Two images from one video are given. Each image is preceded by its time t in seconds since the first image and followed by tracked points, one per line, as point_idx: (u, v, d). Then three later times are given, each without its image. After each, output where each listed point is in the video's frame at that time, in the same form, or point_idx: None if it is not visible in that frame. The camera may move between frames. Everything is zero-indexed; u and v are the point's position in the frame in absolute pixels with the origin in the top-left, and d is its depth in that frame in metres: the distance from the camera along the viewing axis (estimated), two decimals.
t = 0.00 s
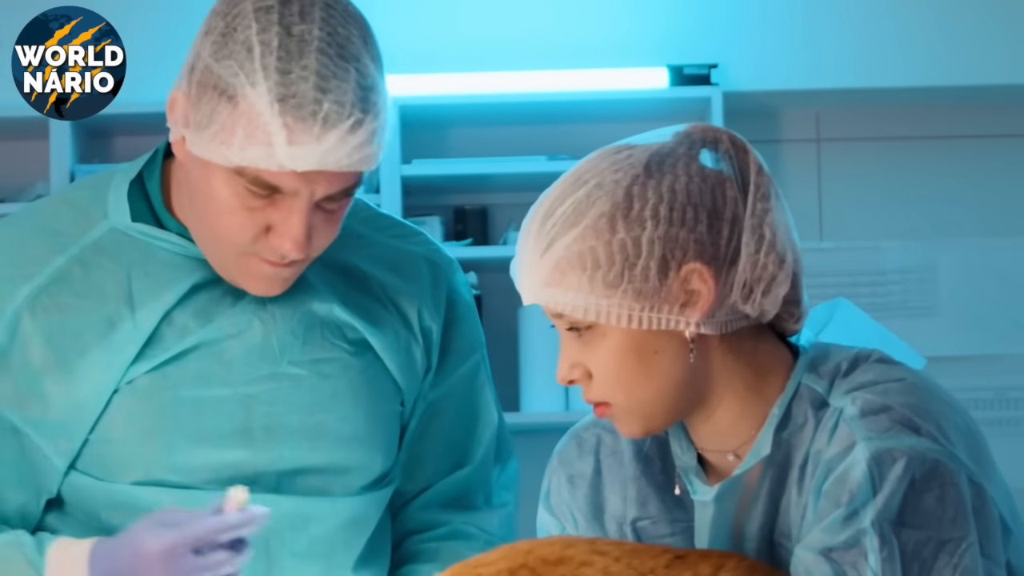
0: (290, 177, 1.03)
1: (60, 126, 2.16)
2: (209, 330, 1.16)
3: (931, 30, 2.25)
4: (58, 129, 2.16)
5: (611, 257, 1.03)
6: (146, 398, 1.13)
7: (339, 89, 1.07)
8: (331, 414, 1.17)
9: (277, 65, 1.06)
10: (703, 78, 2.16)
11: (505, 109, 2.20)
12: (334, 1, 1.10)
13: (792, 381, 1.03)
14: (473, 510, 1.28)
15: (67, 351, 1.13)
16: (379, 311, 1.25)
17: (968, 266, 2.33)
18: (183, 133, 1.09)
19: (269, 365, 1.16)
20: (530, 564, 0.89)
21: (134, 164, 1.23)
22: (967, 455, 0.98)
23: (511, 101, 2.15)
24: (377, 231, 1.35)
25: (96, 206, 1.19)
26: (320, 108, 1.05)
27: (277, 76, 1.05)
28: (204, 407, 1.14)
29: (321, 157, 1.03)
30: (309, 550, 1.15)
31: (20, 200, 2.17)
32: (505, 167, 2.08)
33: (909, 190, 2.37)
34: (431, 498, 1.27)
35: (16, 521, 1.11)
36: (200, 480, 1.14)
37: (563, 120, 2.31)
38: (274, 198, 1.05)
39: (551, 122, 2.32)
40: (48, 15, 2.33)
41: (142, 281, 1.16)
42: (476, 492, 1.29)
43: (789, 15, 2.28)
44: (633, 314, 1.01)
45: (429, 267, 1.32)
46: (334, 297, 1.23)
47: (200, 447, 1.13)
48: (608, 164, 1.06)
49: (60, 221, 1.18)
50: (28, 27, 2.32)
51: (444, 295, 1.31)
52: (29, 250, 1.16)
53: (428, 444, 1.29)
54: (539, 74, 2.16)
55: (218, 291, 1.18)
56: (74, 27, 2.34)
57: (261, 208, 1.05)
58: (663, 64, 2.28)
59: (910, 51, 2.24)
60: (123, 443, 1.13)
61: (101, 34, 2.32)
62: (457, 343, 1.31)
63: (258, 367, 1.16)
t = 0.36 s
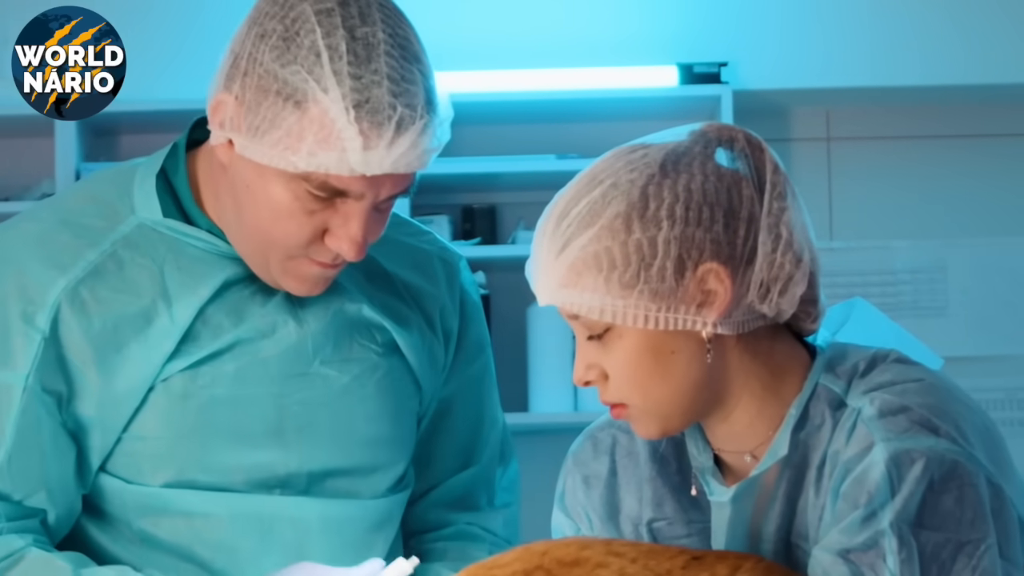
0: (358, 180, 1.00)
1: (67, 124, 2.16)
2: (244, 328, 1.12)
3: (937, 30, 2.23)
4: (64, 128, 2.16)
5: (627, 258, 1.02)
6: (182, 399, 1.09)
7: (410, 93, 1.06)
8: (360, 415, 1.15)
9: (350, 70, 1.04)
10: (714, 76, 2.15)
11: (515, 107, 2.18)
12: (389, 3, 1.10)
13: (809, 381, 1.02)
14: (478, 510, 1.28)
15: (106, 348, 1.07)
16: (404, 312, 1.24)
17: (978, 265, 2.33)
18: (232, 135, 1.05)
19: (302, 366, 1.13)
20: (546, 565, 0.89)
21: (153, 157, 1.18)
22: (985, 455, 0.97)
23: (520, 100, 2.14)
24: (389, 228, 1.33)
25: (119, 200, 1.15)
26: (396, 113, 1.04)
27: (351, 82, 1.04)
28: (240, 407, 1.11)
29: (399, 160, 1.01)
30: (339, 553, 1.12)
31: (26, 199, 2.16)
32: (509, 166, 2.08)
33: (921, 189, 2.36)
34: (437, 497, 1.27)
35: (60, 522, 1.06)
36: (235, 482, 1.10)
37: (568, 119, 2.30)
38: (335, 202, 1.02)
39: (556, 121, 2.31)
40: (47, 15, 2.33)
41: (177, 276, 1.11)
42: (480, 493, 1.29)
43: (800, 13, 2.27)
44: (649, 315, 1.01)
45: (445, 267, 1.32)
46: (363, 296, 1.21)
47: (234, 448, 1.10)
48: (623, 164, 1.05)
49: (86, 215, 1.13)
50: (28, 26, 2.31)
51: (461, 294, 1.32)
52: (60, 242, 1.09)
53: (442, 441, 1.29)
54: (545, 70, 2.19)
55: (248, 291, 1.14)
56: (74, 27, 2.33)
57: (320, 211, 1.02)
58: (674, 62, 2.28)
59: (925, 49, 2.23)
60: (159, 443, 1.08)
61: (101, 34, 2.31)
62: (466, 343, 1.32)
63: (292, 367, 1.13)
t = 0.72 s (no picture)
0: (398, 186, 1.04)
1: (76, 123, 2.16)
2: (275, 328, 1.14)
3: (952, 27, 2.23)
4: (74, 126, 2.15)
5: (647, 260, 1.01)
6: (215, 398, 1.11)
7: (455, 98, 1.08)
8: (387, 415, 1.18)
9: (398, 74, 1.06)
10: (730, 74, 2.15)
11: (530, 104, 2.18)
12: (434, 7, 1.12)
13: (832, 382, 1.02)
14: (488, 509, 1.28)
15: (140, 346, 1.09)
16: (428, 310, 1.25)
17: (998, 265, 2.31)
18: (268, 134, 1.08)
19: (334, 366, 1.16)
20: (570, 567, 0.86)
21: (177, 154, 1.20)
22: (1010, 457, 0.96)
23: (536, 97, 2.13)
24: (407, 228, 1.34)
25: (145, 198, 1.17)
26: (442, 120, 1.06)
27: (399, 87, 1.06)
28: (271, 406, 1.12)
29: (441, 167, 1.04)
30: (367, 554, 1.14)
31: (36, 196, 2.17)
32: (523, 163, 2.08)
33: (937, 188, 2.36)
34: (450, 497, 1.27)
35: (98, 522, 1.09)
36: (266, 483, 1.12)
37: (582, 116, 2.30)
38: (372, 205, 1.06)
39: (571, 118, 2.31)
40: (48, 15, 2.33)
41: (207, 274, 1.13)
42: (491, 492, 1.29)
43: (818, 11, 2.26)
44: (670, 318, 1.00)
45: (461, 263, 1.33)
46: (390, 296, 1.23)
47: (267, 448, 1.12)
48: (642, 165, 1.04)
49: (113, 212, 1.15)
50: (28, 26, 2.31)
51: (479, 292, 1.32)
52: (89, 238, 1.11)
53: (458, 439, 1.30)
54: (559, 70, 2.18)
55: (273, 291, 1.17)
56: (75, 27, 2.33)
57: (356, 214, 1.06)
58: (689, 60, 2.27)
59: (945, 46, 2.22)
60: (191, 442, 1.10)
61: (101, 34, 2.32)
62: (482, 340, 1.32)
63: (324, 366, 1.15)
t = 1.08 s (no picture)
0: (430, 190, 1.13)
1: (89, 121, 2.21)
2: (298, 328, 1.20)
3: (984, 26, 2.24)
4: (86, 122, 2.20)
5: (672, 262, 1.00)
6: (238, 399, 1.17)
7: (490, 102, 1.17)
8: (410, 416, 1.23)
9: (433, 78, 1.15)
10: (750, 71, 2.19)
11: (550, 102, 2.23)
12: (467, 7, 1.21)
13: (860, 382, 1.01)
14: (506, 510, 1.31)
15: (162, 346, 1.15)
16: (450, 309, 1.29)
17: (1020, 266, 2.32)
18: (297, 133, 1.17)
19: (357, 366, 1.21)
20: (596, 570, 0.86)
21: (197, 150, 1.27)
22: None
23: (559, 95, 2.19)
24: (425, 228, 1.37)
25: (164, 196, 1.23)
26: (478, 123, 1.15)
27: (435, 90, 1.15)
28: (295, 407, 1.18)
29: (473, 170, 1.13)
30: (389, 556, 1.19)
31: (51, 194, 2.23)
32: (541, 161, 2.13)
33: (957, 185, 2.38)
34: (468, 497, 1.30)
35: (116, 526, 1.15)
36: (291, 485, 1.17)
37: (601, 114, 2.33)
38: (400, 210, 1.15)
39: (590, 115, 2.34)
40: (47, 15, 2.36)
41: (229, 274, 1.20)
42: (509, 493, 1.32)
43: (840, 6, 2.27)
44: (695, 320, 0.99)
45: (482, 262, 1.36)
46: (413, 295, 1.27)
47: (291, 446, 1.17)
48: (667, 165, 1.03)
49: (133, 209, 1.22)
50: (28, 27, 2.35)
51: (499, 291, 1.36)
52: (111, 237, 1.18)
53: (478, 438, 1.33)
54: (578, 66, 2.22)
55: (294, 291, 1.23)
56: (74, 27, 2.37)
57: (386, 216, 1.15)
58: (711, 58, 2.28)
59: (969, 46, 2.24)
60: (214, 444, 1.16)
61: (100, 34, 2.35)
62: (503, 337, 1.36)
63: (348, 366, 1.20)
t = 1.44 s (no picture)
0: (453, 191, 1.13)
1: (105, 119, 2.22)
2: (317, 327, 1.19)
3: (1009, 22, 2.24)
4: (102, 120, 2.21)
5: (700, 263, 0.99)
6: (256, 399, 1.16)
7: (515, 102, 1.17)
8: (430, 416, 1.22)
9: (458, 77, 1.15)
10: (774, 69, 2.19)
11: (571, 99, 2.23)
12: (491, 5, 1.21)
13: (889, 383, 1.00)
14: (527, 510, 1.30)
15: (179, 346, 1.15)
16: (470, 307, 1.28)
17: None
18: (317, 131, 1.17)
19: (377, 365, 1.20)
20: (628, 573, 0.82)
21: (213, 147, 1.25)
22: None
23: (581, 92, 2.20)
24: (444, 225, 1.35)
25: (181, 193, 1.22)
26: (503, 124, 1.16)
27: (460, 89, 1.15)
28: (314, 407, 1.17)
29: (498, 171, 1.14)
30: (410, 556, 1.19)
31: (67, 192, 2.25)
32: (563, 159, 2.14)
33: (982, 183, 2.38)
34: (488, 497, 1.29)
35: (133, 529, 1.15)
36: (311, 487, 1.17)
37: (620, 112, 2.34)
38: (422, 210, 1.15)
39: (608, 113, 2.34)
40: (47, 15, 2.34)
41: (247, 272, 1.19)
42: (529, 492, 1.31)
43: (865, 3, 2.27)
44: (724, 321, 0.98)
45: (501, 258, 1.35)
46: (433, 292, 1.26)
47: (310, 447, 1.17)
48: (694, 165, 1.02)
49: (149, 207, 1.21)
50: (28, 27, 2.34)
51: (518, 288, 1.34)
52: (127, 236, 1.17)
53: (498, 437, 1.31)
54: (604, 63, 2.21)
55: (313, 290, 1.22)
56: (74, 27, 2.35)
57: (407, 217, 1.15)
58: (733, 55, 2.28)
59: (997, 43, 2.23)
60: (233, 445, 1.15)
61: (101, 34, 2.35)
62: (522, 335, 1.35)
63: (367, 366, 1.19)
